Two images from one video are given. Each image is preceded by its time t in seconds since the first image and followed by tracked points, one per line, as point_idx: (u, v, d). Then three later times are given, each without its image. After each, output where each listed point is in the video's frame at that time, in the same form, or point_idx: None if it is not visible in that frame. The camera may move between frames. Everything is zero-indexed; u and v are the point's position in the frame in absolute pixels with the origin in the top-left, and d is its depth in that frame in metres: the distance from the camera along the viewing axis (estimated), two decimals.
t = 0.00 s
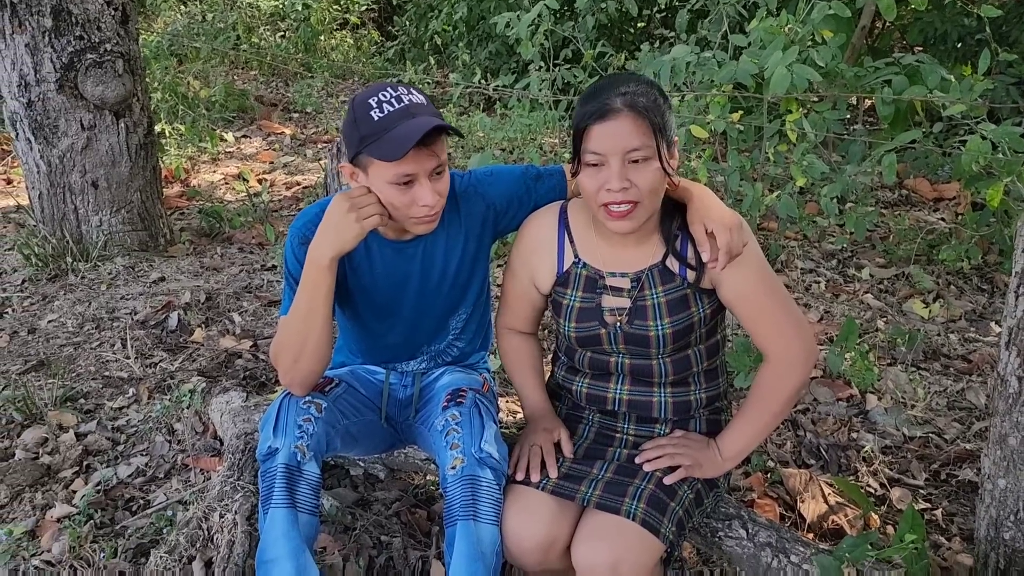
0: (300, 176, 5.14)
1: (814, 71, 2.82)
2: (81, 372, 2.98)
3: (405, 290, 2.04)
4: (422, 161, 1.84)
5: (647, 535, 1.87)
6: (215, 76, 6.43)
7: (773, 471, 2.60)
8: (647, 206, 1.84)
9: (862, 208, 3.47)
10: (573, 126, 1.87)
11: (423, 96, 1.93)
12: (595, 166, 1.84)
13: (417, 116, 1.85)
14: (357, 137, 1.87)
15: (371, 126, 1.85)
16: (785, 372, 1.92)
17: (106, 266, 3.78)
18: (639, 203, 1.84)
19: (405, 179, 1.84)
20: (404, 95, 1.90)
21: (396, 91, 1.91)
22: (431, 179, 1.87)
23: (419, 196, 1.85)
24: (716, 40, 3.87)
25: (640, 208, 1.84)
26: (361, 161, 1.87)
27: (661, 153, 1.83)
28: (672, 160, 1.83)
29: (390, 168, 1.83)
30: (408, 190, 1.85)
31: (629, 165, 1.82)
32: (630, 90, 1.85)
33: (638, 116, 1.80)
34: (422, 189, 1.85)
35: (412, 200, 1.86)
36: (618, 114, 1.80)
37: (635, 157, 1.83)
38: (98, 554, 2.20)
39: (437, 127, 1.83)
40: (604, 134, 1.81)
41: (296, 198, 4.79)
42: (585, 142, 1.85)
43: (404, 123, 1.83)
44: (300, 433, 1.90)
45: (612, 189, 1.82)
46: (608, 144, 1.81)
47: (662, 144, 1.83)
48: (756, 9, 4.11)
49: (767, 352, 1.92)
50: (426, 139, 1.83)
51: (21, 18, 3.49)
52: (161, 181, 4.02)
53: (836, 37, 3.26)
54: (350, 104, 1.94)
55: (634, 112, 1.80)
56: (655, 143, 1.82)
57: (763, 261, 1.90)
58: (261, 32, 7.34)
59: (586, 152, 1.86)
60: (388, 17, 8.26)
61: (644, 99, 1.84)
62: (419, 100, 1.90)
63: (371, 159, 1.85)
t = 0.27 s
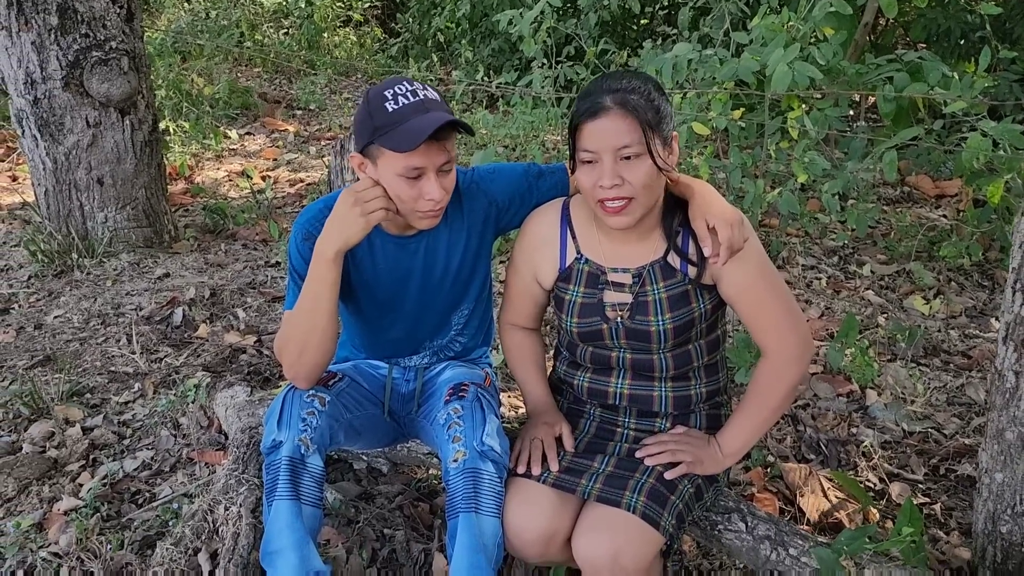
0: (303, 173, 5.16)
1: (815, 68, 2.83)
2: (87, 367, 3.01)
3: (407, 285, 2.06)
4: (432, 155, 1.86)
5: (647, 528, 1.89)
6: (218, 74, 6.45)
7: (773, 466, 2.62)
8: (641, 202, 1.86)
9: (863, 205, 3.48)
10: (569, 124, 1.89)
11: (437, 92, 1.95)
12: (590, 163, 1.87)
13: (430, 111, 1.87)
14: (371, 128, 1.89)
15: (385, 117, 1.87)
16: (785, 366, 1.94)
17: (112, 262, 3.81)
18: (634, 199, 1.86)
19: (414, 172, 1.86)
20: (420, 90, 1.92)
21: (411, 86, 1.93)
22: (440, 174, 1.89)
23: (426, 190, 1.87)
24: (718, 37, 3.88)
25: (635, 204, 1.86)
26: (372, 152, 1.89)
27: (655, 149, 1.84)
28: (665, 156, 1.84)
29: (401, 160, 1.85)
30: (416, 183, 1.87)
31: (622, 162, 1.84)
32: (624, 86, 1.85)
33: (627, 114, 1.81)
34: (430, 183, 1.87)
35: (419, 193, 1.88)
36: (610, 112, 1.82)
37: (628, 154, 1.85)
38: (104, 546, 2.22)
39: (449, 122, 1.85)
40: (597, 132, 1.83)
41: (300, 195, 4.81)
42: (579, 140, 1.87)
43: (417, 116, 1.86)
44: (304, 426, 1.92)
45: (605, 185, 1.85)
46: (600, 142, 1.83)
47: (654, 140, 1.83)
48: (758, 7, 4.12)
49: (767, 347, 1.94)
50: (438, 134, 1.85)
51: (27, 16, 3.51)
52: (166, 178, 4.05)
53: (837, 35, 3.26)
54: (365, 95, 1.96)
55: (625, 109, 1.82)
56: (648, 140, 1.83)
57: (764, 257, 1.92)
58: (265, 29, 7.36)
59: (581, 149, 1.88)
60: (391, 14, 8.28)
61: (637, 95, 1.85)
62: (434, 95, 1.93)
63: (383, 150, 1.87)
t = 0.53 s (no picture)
0: (305, 171, 5.19)
1: (812, 66, 2.86)
2: (92, 362, 3.05)
3: (408, 281, 2.09)
4: (423, 149, 1.89)
5: (643, 520, 1.92)
6: (221, 72, 6.48)
7: (769, 460, 2.64)
8: (639, 196, 1.89)
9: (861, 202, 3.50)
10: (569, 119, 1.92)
11: (428, 86, 1.98)
12: (589, 157, 1.90)
13: (420, 104, 1.90)
14: (363, 123, 1.92)
15: (376, 112, 1.91)
16: (778, 360, 1.97)
17: (115, 259, 3.84)
18: (631, 193, 1.88)
19: (407, 166, 1.89)
20: (410, 85, 1.95)
21: (402, 80, 1.96)
22: (432, 167, 1.92)
23: (419, 183, 1.90)
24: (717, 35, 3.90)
25: (632, 198, 1.88)
26: (366, 147, 1.93)
27: (654, 145, 1.87)
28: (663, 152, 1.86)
29: (393, 154, 1.88)
30: (409, 177, 1.90)
31: (620, 156, 1.87)
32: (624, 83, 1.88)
33: (628, 109, 1.84)
34: (422, 177, 1.90)
35: (412, 187, 1.91)
36: (610, 107, 1.84)
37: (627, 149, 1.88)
38: (109, 538, 2.26)
39: (438, 115, 1.87)
40: (596, 126, 1.86)
41: (302, 192, 4.84)
42: (579, 134, 1.90)
43: (407, 110, 1.88)
44: (306, 418, 1.95)
45: (602, 178, 1.87)
46: (599, 136, 1.86)
47: (653, 136, 1.86)
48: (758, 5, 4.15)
49: (761, 341, 1.97)
50: (428, 127, 1.88)
51: (31, 15, 3.54)
52: (169, 175, 4.08)
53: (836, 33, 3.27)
54: (360, 92, 2.00)
55: (625, 105, 1.85)
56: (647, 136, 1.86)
57: (759, 252, 1.95)
58: (267, 27, 7.39)
59: (580, 143, 1.91)
60: (393, 12, 8.30)
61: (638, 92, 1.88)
62: (425, 89, 1.95)
63: (375, 145, 1.90)
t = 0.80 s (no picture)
0: (305, 169, 5.22)
1: (807, 65, 2.88)
2: (93, 358, 3.08)
3: (403, 275, 2.12)
4: (406, 144, 1.91)
5: (636, 511, 1.95)
6: (222, 70, 6.50)
7: (763, 455, 2.67)
8: (633, 190, 1.91)
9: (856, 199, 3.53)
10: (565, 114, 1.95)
11: (410, 82, 2.00)
12: (584, 151, 1.92)
13: (400, 100, 1.92)
14: (346, 122, 1.96)
15: (358, 111, 1.94)
16: (770, 353, 1.99)
17: (116, 256, 3.87)
18: (625, 187, 1.91)
19: (391, 161, 1.92)
20: (390, 82, 1.97)
21: (383, 77, 1.99)
22: (417, 162, 1.95)
23: (405, 178, 1.93)
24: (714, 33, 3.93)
25: (626, 191, 1.91)
26: (351, 145, 1.96)
27: (648, 139, 1.90)
28: (657, 146, 1.90)
29: (377, 151, 1.91)
30: (394, 172, 1.93)
31: (615, 150, 1.89)
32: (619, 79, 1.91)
33: (623, 102, 1.87)
34: (407, 172, 1.93)
35: (398, 182, 1.94)
36: (606, 101, 1.87)
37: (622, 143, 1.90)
38: (110, 530, 2.29)
39: (418, 111, 1.90)
40: (591, 120, 1.89)
41: (301, 190, 4.87)
42: (575, 128, 1.92)
43: (387, 107, 1.91)
44: (303, 412, 1.98)
45: (598, 172, 1.90)
46: (595, 130, 1.89)
47: (648, 130, 1.89)
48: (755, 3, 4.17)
49: (754, 334, 2.00)
50: (408, 123, 1.90)
51: (33, 13, 3.57)
52: (169, 173, 4.10)
53: (831, 32, 3.28)
54: (343, 91, 2.03)
55: (620, 100, 1.87)
56: (642, 131, 1.89)
57: (750, 246, 1.98)
58: (267, 25, 7.42)
59: (576, 137, 1.94)
60: (393, 11, 8.32)
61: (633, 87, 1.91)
62: (405, 85, 1.98)
63: (359, 143, 1.93)
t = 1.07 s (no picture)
0: (304, 167, 5.25)
1: (799, 64, 2.91)
2: (92, 354, 3.11)
3: (396, 273, 2.14)
4: (394, 147, 1.94)
5: (627, 504, 1.98)
6: (221, 68, 6.53)
7: (755, 450, 2.71)
8: (625, 191, 1.94)
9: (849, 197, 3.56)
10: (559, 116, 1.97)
11: (397, 85, 2.02)
12: (576, 152, 1.95)
13: (387, 105, 1.95)
14: (334, 127, 1.98)
15: (345, 116, 1.96)
16: (758, 350, 2.02)
17: (115, 254, 3.90)
18: (616, 189, 1.94)
19: (380, 164, 1.95)
20: (376, 86, 1.99)
21: (370, 81, 2.01)
22: (406, 164, 1.97)
23: (394, 180, 1.96)
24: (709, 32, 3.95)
25: (617, 193, 1.94)
26: (340, 150, 1.98)
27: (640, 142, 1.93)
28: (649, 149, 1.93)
29: (365, 156, 1.94)
30: (383, 175, 1.96)
31: (609, 152, 1.92)
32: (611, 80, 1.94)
33: (617, 104, 1.90)
34: (397, 174, 1.96)
35: (388, 184, 1.96)
36: (600, 103, 1.90)
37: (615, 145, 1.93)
38: (109, 523, 2.32)
39: (405, 115, 1.92)
40: (585, 122, 1.91)
41: (300, 188, 4.90)
42: (568, 129, 1.95)
43: (374, 112, 1.93)
44: (298, 407, 2.01)
45: (591, 173, 1.92)
46: (589, 132, 1.91)
47: (640, 133, 1.93)
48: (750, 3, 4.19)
49: (742, 331, 2.03)
50: (395, 127, 1.93)
51: (33, 13, 3.60)
52: (168, 171, 4.13)
53: (823, 32, 3.28)
54: (331, 95, 2.05)
55: (614, 102, 1.90)
56: (634, 133, 1.92)
57: (738, 245, 2.01)
58: (266, 24, 7.44)
59: (569, 138, 1.96)
60: (391, 10, 8.35)
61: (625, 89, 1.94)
62: (392, 89, 2.00)
63: (347, 149, 1.96)
